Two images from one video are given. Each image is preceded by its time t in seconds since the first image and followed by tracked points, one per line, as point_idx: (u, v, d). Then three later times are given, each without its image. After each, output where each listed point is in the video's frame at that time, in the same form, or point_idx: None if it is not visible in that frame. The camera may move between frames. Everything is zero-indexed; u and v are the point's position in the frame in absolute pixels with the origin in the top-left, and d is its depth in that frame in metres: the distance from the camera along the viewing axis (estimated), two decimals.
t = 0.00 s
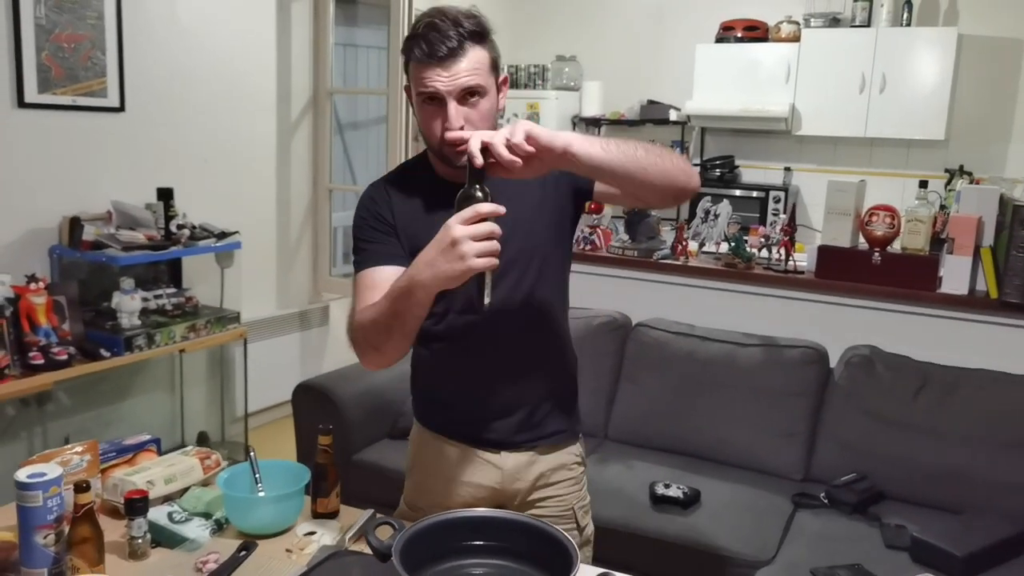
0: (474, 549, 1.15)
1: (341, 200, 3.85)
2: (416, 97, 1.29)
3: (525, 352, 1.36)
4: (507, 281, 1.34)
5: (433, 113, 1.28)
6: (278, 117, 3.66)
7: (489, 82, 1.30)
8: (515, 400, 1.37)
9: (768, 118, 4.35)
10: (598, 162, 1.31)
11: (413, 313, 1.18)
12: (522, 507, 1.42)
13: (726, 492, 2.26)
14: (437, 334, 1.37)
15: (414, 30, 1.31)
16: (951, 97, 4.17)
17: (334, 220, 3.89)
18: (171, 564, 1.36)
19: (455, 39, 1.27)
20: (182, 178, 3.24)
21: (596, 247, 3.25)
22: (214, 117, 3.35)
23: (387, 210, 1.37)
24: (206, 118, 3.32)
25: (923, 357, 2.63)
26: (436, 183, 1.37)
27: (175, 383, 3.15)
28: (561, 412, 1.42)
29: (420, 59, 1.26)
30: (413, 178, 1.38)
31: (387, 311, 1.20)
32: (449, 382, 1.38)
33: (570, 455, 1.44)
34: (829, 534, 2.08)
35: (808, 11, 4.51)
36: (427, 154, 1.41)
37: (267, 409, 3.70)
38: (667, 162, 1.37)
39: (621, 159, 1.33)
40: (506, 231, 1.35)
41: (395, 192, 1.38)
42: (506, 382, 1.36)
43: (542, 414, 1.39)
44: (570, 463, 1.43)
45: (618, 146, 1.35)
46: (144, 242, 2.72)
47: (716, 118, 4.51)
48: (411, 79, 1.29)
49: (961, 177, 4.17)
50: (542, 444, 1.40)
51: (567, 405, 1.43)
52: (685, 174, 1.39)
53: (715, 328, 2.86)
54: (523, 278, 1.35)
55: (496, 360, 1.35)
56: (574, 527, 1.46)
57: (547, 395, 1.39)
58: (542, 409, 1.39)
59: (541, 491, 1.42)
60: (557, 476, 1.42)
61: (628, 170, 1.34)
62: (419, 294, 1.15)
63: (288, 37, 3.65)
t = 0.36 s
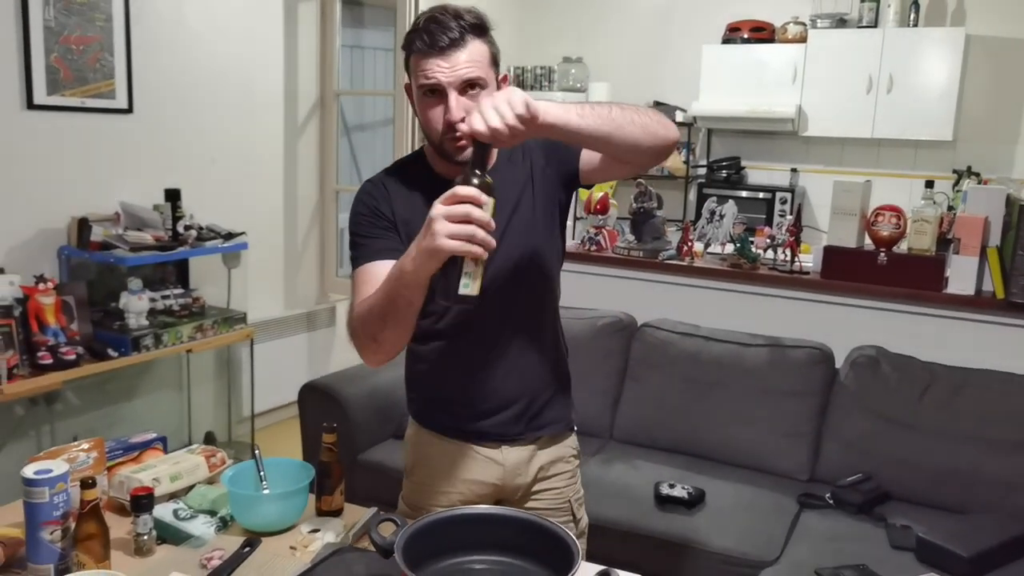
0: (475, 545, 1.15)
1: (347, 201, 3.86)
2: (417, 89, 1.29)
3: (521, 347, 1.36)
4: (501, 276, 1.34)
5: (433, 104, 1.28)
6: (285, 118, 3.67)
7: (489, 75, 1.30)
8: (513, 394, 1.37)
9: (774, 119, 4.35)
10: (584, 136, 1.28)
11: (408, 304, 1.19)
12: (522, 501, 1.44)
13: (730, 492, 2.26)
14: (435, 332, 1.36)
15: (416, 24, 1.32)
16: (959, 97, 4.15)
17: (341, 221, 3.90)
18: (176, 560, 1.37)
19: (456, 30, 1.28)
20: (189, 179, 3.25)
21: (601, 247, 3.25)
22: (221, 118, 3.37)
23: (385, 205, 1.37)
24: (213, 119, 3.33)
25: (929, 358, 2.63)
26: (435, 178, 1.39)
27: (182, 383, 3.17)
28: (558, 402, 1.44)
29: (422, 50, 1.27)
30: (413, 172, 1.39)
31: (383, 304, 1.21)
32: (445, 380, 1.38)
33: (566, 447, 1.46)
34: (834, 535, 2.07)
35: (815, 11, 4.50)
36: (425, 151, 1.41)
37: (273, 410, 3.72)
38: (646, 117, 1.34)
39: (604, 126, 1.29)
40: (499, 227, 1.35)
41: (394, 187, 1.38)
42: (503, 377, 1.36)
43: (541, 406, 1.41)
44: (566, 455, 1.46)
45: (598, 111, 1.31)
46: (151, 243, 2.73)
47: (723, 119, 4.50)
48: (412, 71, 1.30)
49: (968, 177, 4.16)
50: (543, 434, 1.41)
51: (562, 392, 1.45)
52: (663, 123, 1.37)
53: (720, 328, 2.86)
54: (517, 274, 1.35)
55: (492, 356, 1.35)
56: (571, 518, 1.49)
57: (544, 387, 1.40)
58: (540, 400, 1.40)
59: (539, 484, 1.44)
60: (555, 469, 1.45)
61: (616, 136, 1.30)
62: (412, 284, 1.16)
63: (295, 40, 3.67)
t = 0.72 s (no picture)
0: (486, 545, 1.15)
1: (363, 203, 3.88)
2: (420, 93, 1.30)
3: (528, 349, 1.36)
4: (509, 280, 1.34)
5: (436, 109, 1.28)
6: (301, 120, 3.70)
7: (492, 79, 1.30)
8: (523, 396, 1.38)
9: (790, 120, 4.32)
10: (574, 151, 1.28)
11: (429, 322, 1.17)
12: (534, 500, 1.45)
13: (746, 494, 2.25)
14: (445, 336, 1.36)
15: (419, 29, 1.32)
16: (978, 97, 4.11)
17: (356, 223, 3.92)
18: (192, 558, 1.39)
19: (459, 35, 1.28)
20: (207, 182, 3.29)
21: (616, 249, 3.26)
22: (237, 120, 3.39)
23: (393, 213, 1.37)
24: (230, 121, 3.36)
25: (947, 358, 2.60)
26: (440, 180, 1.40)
27: (199, 384, 3.19)
28: (568, 402, 1.44)
29: (425, 54, 1.27)
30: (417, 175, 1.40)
31: (406, 320, 1.20)
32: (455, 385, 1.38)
33: (577, 447, 1.46)
34: (851, 537, 2.05)
35: (831, 11, 4.48)
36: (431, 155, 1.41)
37: (290, 410, 3.74)
38: (643, 123, 1.33)
39: (596, 137, 1.29)
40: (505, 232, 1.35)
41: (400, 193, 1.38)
42: (512, 380, 1.36)
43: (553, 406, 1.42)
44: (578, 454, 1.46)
45: (592, 120, 1.30)
46: (169, 245, 2.76)
47: (739, 120, 4.48)
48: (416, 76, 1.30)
49: (987, 177, 4.12)
50: (554, 435, 1.42)
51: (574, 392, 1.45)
52: (661, 125, 1.35)
53: (735, 329, 2.85)
54: (525, 278, 1.35)
55: (501, 361, 1.35)
56: (584, 517, 1.50)
57: (553, 388, 1.40)
58: (549, 401, 1.41)
59: (552, 484, 1.45)
60: (567, 468, 1.45)
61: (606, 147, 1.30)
62: (434, 301, 1.14)
63: (310, 42, 3.69)
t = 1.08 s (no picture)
0: (500, 545, 1.15)
1: (379, 204, 3.89)
2: (453, 103, 1.30)
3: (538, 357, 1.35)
4: (522, 287, 1.34)
5: (469, 122, 1.28)
6: (317, 122, 3.72)
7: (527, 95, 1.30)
8: (534, 405, 1.37)
9: (808, 120, 4.30)
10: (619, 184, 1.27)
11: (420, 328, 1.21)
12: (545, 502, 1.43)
13: (762, 496, 2.23)
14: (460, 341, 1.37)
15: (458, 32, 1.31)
16: (998, 95, 4.06)
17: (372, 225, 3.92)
18: (208, 555, 1.39)
19: (497, 47, 1.27)
20: (224, 183, 3.31)
21: (631, 249, 3.25)
22: (253, 122, 3.41)
23: (411, 212, 1.39)
24: (247, 123, 3.38)
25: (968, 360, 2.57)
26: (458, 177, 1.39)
27: (216, 384, 3.22)
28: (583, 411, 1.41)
29: (462, 66, 1.27)
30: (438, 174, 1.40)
31: (398, 328, 1.25)
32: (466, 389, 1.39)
33: (590, 452, 1.42)
34: (869, 539, 2.03)
35: (849, 10, 4.45)
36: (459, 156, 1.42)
37: (306, 410, 3.75)
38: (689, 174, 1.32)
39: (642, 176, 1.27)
40: (521, 238, 1.35)
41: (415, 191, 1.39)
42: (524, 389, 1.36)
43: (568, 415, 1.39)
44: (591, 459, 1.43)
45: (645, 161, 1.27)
46: (186, 245, 2.78)
47: (755, 121, 4.46)
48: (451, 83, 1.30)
49: (1008, 177, 4.07)
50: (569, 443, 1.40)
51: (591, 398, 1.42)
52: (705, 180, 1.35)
53: (752, 330, 2.83)
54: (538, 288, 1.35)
55: (513, 370, 1.35)
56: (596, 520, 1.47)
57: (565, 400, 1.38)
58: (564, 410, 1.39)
59: (563, 488, 1.43)
60: (579, 473, 1.42)
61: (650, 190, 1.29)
62: (422, 316, 1.18)
63: (326, 44, 3.71)
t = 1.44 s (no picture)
0: (509, 547, 1.14)
1: (391, 206, 3.90)
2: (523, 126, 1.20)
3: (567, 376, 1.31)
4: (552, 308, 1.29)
5: (535, 150, 1.20)
6: (330, 124, 3.73)
7: (606, 128, 1.20)
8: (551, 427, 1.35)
9: (822, 121, 4.27)
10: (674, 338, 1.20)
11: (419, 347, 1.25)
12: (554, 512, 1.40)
13: (775, 499, 2.22)
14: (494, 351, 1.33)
15: (537, 52, 1.21)
16: (1015, 96, 4.02)
17: (384, 227, 3.93)
18: (219, 556, 1.39)
19: (580, 79, 1.15)
20: (236, 186, 3.32)
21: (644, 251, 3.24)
22: (266, 124, 3.42)
23: (459, 211, 1.36)
24: (259, 125, 3.40)
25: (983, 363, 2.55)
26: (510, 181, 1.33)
27: (229, 386, 3.23)
28: (606, 433, 1.37)
29: (538, 94, 1.16)
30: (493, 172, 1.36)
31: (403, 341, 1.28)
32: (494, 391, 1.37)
33: (605, 464, 1.38)
34: (883, 543, 2.01)
35: (863, 10, 4.42)
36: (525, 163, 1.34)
37: (318, 412, 3.76)
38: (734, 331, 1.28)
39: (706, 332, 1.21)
40: (559, 255, 1.29)
41: (465, 189, 1.36)
42: (542, 409, 1.33)
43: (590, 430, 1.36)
44: (605, 475, 1.38)
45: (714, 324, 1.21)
46: (198, 247, 2.80)
47: (769, 122, 4.43)
48: (526, 105, 1.20)
49: None
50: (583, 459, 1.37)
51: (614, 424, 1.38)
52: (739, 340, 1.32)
53: (765, 332, 2.82)
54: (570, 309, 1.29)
55: (536, 389, 1.32)
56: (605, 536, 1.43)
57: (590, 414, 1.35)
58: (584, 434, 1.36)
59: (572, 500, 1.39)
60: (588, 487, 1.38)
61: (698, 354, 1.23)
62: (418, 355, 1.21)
63: (339, 47, 3.72)
